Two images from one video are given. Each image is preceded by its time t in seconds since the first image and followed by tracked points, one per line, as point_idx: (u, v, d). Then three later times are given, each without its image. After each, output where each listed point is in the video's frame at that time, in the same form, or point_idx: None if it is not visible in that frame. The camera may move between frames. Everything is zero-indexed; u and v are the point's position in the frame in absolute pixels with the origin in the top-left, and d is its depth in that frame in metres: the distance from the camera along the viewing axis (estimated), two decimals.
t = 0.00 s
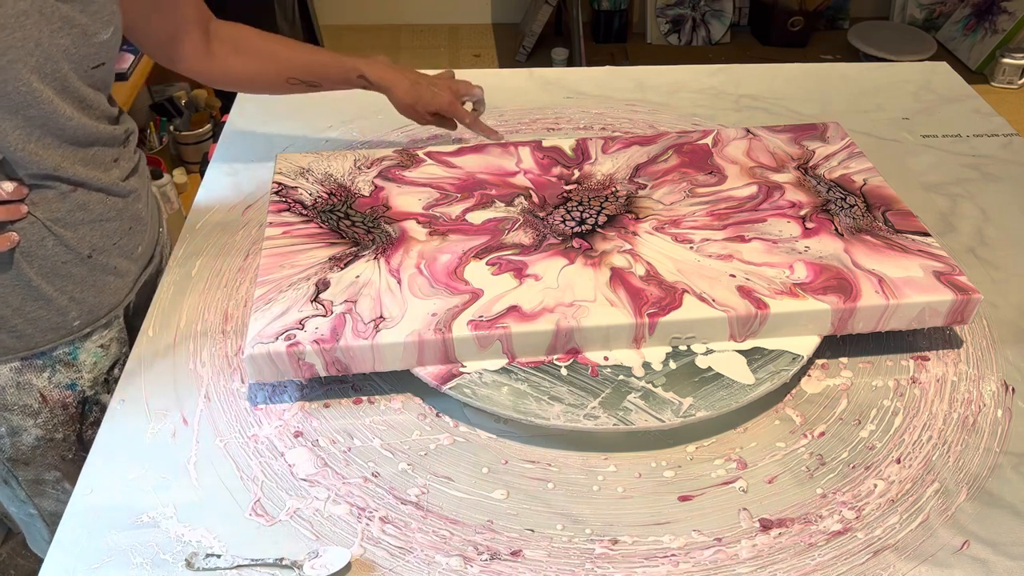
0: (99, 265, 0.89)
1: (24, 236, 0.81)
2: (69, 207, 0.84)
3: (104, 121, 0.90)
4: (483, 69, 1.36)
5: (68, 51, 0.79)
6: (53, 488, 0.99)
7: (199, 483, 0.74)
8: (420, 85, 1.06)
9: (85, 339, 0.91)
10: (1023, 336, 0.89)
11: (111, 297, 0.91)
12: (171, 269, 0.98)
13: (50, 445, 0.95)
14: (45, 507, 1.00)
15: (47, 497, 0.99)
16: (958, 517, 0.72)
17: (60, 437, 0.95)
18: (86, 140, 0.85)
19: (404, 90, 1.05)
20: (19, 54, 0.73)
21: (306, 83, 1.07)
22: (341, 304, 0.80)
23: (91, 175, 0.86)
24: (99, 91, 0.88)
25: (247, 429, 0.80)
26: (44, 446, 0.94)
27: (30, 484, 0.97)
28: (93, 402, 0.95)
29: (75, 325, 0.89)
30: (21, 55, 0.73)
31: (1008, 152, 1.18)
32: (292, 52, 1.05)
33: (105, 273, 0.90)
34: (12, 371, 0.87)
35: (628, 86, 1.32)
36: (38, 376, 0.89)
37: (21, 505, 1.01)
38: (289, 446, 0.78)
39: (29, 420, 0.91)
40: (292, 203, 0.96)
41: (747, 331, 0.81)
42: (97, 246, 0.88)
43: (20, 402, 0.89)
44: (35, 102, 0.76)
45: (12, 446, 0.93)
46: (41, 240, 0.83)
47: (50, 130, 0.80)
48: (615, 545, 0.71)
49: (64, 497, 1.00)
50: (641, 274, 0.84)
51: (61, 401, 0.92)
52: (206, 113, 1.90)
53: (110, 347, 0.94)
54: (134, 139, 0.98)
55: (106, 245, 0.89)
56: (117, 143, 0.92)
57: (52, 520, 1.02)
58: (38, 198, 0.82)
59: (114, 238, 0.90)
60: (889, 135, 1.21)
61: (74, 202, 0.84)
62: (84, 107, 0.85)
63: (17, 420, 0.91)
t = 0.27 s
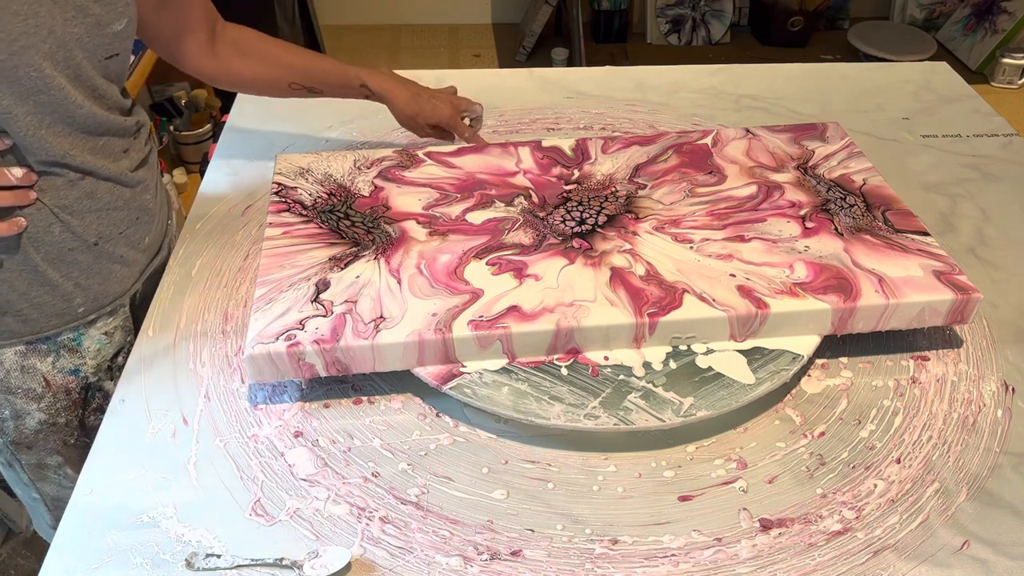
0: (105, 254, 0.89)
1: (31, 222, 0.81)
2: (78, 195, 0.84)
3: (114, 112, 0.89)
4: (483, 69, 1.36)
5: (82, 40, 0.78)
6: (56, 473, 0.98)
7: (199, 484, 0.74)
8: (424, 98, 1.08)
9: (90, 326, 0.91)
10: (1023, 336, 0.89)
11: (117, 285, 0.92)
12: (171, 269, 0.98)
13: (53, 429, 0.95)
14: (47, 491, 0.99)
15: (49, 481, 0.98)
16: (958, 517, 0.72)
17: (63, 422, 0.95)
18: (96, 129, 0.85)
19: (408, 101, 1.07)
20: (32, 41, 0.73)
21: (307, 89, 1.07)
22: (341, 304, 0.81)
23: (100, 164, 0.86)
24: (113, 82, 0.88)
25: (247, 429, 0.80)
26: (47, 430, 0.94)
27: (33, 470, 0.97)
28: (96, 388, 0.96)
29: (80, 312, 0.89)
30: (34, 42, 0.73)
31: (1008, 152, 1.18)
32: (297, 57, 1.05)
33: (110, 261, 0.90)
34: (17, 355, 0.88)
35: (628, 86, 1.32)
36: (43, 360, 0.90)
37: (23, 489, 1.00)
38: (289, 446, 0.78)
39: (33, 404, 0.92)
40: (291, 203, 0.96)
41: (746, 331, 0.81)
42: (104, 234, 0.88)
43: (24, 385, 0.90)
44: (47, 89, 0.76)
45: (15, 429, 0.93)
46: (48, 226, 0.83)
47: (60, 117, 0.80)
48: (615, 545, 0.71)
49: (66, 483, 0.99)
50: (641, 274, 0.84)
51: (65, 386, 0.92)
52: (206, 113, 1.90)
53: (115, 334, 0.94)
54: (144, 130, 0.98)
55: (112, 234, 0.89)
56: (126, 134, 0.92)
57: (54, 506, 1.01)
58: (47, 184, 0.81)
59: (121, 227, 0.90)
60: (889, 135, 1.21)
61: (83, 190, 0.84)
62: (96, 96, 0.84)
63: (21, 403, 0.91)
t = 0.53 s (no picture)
0: (116, 243, 0.89)
1: (44, 210, 0.82)
2: (89, 184, 0.84)
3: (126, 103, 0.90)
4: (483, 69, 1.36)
5: (95, 30, 0.79)
6: (63, 461, 0.98)
7: (199, 483, 0.75)
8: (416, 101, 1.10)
9: (101, 314, 0.91)
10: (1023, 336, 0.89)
11: (127, 274, 0.92)
12: (171, 268, 0.98)
13: (62, 416, 0.95)
14: (54, 479, 0.99)
15: (57, 469, 0.99)
16: (959, 517, 0.72)
17: (73, 409, 0.95)
18: (107, 118, 0.85)
19: (399, 103, 1.09)
20: (46, 29, 0.73)
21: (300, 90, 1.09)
22: (345, 313, 0.80)
23: (111, 154, 0.86)
24: (124, 73, 0.88)
25: (248, 429, 0.80)
26: (57, 417, 0.95)
27: (41, 457, 0.97)
28: (105, 376, 0.96)
29: (91, 300, 0.89)
30: (48, 30, 0.73)
31: (1008, 152, 1.18)
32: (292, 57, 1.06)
33: (121, 251, 0.90)
34: (29, 342, 0.88)
35: (628, 86, 1.32)
36: (54, 348, 0.90)
37: (32, 478, 1.00)
38: (289, 446, 0.78)
39: (43, 390, 0.92)
40: (288, 211, 0.96)
41: (752, 327, 0.81)
42: (115, 222, 0.88)
43: (35, 372, 0.90)
44: (61, 77, 0.76)
45: (25, 416, 0.93)
46: (61, 214, 0.83)
47: (73, 106, 0.80)
48: (615, 545, 0.71)
49: (73, 470, 0.99)
50: (645, 273, 0.84)
51: (74, 373, 0.92)
52: (206, 112, 1.90)
53: (124, 323, 0.94)
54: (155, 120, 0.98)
55: (123, 223, 0.89)
56: (138, 125, 0.92)
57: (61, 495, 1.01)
58: (59, 173, 0.82)
59: (132, 216, 0.90)
60: (889, 135, 1.21)
61: (94, 179, 0.84)
62: (108, 86, 0.85)
63: (32, 390, 0.91)
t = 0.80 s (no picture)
0: (124, 237, 0.89)
1: (54, 203, 0.82)
2: (98, 178, 0.84)
3: (135, 98, 0.89)
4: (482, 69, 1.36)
5: (105, 24, 0.79)
6: (71, 454, 0.98)
7: (199, 483, 0.75)
8: (398, 104, 1.09)
9: (108, 307, 0.91)
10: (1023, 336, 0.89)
11: (136, 268, 0.91)
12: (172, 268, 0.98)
13: (71, 409, 0.95)
14: (63, 474, 0.99)
15: (65, 463, 0.98)
16: (958, 517, 0.72)
17: (81, 401, 0.95)
18: (116, 113, 0.85)
19: (378, 109, 1.09)
20: (58, 23, 0.74)
21: (283, 92, 1.09)
22: (359, 329, 0.79)
23: (121, 148, 0.86)
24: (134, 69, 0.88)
25: (248, 429, 0.80)
26: (66, 410, 0.95)
27: (49, 450, 0.97)
28: (113, 368, 0.95)
29: (99, 293, 0.89)
30: (59, 23, 0.74)
31: (1008, 152, 1.18)
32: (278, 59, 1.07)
33: (129, 245, 0.90)
34: (38, 334, 0.88)
35: (628, 86, 1.32)
36: (63, 340, 0.90)
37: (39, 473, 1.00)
38: (289, 446, 0.78)
39: (52, 382, 0.92)
40: (282, 228, 0.93)
41: (763, 315, 0.82)
42: (123, 216, 0.88)
43: (44, 364, 0.90)
44: (71, 70, 0.77)
45: (34, 408, 0.93)
46: (70, 208, 0.83)
47: (83, 99, 0.80)
48: (615, 545, 0.71)
49: (81, 463, 0.99)
50: (653, 269, 0.84)
51: (83, 366, 0.92)
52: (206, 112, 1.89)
53: (132, 317, 0.94)
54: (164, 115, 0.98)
55: (131, 217, 0.89)
56: (147, 120, 0.92)
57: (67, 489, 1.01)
58: (68, 167, 0.82)
59: (140, 211, 0.90)
60: (889, 135, 1.21)
61: (103, 173, 0.84)
62: (117, 81, 0.85)
63: (40, 382, 0.92)
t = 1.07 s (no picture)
0: (128, 236, 0.89)
1: (59, 201, 0.82)
2: (103, 176, 0.84)
3: (141, 96, 0.90)
4: (482, 69, 1.36)
5: (111, 23, 0.79)
6: (74, 451, 0.97)
7: (199, 483, 0.75)
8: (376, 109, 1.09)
9: (112, 305, 0.91)
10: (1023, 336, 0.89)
11: (139, 267, 0.91)
12: (173, 267, 0.98)
13: (74, 406, 0.95)
14: (65, 471, 0.99)
15: (67, 460, 0.98)
16: (959, 517, 0.72)
17: (84, 399, 0.95)
18: (122, 112, 0.85)
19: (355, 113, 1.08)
20: (64, 21, 0.74)
21: (262, 94, 1.09)
22: (387, 353, 0.76)
23: (125, 147, 0.86)
24: (139, 68, 0.88)
25: (248, 429, 0.80)
26: (69, 407, 0.95)
27: (52, 448, 0.97)
28: (116, 366, 0.95)
29: (103, 291, 0.89)
30: (66, 22, 0.74)
31: (1008, 152, 1.18)
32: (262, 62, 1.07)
33: (133, 244, 0.90)
34: (42, 332, 0.88)
35: (628, 86, 1.32)
36: (66, 338, 0.90)
37: (42, 471, 1.00)
38: (289, 446, 0.78)
39: (55, 380, 0.92)
40: (277, 257, 0.88)
41: (775, 298, 0.85)
42: (127, 215, 0.88)
43: (47, 361, 0.90)
44: (77, 68, 0.77)
45: (37, 406, 0.93)
46: (74, 206, 0.83)
47: (89, 97, 0.80)
48: (615, 545, 0.71)
49: (83, 461, 0.98)
50: (664, 264, 0.85)
51: (86, 363, 0.93)
52: (206, 112, 1.89)
53: (135, 315, 0.94)
54: (169, 114, 0.98)
55: (136, 215, 0.89)
56: (152, 119, 0.92)
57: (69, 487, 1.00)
58: (74, 165, 0.82)
59: (145, 209, 0.90)
60: (889, 135, 1.21)
61: (107, 171, 0.85)
62: (124, 80, 0.85)
63: (44, 379, 0.92)
